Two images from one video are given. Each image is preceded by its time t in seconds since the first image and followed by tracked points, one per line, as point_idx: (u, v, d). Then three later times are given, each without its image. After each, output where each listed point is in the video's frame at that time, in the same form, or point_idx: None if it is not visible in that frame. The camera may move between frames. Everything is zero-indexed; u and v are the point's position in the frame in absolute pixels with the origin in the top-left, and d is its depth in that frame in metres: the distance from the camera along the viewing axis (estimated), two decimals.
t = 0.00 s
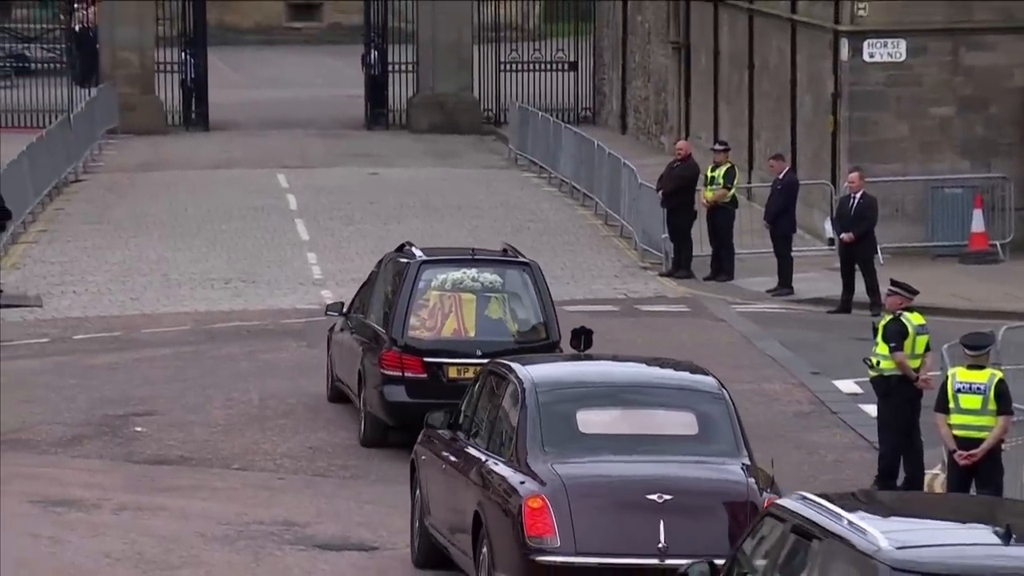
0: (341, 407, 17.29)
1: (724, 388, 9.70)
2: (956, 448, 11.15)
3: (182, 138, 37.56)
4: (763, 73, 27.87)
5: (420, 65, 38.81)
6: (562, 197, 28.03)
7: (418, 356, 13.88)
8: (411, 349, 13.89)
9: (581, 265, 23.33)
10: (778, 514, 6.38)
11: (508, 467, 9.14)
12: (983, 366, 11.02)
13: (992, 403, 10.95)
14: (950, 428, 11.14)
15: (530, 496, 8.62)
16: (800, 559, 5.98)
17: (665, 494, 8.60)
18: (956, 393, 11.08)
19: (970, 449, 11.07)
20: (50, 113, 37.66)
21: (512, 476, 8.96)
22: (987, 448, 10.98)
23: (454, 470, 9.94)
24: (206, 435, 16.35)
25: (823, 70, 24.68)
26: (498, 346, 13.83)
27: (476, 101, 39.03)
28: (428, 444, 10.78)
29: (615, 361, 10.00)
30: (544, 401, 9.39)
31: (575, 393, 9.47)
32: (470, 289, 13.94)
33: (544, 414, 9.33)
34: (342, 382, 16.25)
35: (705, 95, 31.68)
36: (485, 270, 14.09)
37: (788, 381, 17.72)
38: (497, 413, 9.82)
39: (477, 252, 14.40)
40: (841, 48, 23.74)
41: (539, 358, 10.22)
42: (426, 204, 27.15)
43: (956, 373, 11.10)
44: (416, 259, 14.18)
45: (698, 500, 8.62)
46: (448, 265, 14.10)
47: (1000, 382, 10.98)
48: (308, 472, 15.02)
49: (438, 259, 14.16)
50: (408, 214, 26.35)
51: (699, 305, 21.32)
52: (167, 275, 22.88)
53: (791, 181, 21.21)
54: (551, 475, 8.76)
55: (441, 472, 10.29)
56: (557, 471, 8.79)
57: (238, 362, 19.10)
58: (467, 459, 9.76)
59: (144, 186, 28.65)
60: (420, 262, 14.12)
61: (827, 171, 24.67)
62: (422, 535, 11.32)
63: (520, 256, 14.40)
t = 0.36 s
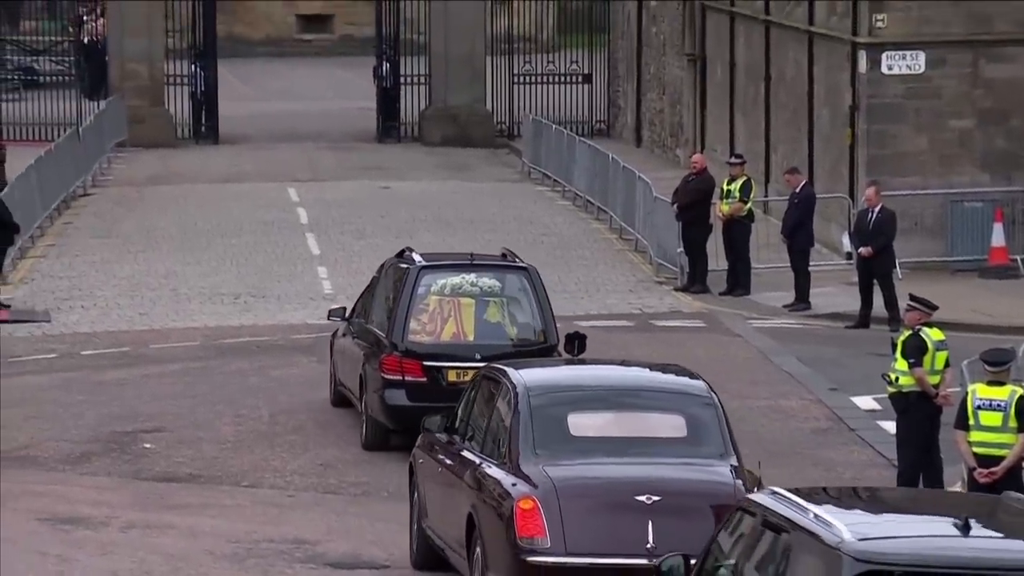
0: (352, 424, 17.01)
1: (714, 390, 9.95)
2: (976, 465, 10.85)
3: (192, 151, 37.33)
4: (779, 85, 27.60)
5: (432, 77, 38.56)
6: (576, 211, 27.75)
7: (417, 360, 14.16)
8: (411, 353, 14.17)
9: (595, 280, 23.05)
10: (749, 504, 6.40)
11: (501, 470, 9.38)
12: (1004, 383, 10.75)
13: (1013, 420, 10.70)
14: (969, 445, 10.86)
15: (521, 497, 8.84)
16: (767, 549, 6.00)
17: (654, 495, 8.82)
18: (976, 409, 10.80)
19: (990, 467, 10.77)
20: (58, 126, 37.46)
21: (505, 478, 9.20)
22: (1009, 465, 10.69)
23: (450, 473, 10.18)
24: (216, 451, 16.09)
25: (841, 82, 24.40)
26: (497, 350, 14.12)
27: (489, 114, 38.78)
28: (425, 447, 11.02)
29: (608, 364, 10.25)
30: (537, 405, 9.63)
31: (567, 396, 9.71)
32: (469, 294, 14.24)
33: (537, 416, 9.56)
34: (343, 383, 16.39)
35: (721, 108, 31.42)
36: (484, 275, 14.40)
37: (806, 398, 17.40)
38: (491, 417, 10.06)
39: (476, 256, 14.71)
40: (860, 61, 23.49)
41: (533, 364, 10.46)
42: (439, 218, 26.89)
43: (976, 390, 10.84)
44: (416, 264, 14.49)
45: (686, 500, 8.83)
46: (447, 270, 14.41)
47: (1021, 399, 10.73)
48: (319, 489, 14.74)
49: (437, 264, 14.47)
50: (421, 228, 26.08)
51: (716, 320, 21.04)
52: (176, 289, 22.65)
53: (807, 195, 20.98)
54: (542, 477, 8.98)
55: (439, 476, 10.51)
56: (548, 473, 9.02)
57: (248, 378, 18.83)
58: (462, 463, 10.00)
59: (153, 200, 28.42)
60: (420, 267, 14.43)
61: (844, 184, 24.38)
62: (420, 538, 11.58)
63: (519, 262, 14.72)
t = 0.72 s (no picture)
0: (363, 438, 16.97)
1: (699, 391, 10.37)
2: (989, 481, 10.78)
3: (204, 166, 37.33)
4: (792, 99, 27.57)
5: (443, 90, 38.54)
6: (589, 225, 27.74)
7: (419, 363, 14.53)
8: (412, 356, 14.55)
9: (607, 294, 23.03)
10: (722, 497, 6.83)
11: (494, 469, 9.79)
12: (1018, 398, 10.70)
13: None
14: (983, 460, 10.80)
15: (513, 494, 9.26)
16: (737, 539, 6.43)
17: (641, 492, 9.26)
18: (989, 424, 10.75)
19: (1004, 481, 10.70)
20: (71, 141, 37.52)
21: (498, 477, 9.61)
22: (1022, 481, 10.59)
23: (446, 474, 10.57)
24: (228, 466, 16.07)
25: (854, 96, 24.36)
26: (496, 353, 14.48)
27: (501, 128, 38.75)
28: (422, 450, 11.40)
29: (598, 367, 10.66)
30: (529, 407, 10.05)
31: (558, 398, 10.13)
32: (469, 299, 14.59)
33: (529, 418, 9.97)
34: (349, 389, 16.79)
35: (733, 122, 31.40)
36: (484, 280, 14.74)
37: (819, 413, 17.33)
38: (485, 420, 10.46)
39: (477, 262, 15.05)
40: (873, 75, 23.50)
41: (525, 368, 10.83)
42: (451, 232, 26.87)
43: (990, 404, 10.78)
44: (417, 270, 14.84)
45: (671, 498, 9.27)
46: (448, 275, 14.75)
47: None
48: (331, 504, 14.72)
49: (438, 270, 14.81)
50: (433, 242, 26.06)
51: (728, 334, 21.00)
52: (188, 303, 22.66)
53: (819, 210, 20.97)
54: (534, 475, 9.41)
55: (435, 477, 10.85)
56: (540, 472, 9.44)
57: (260, 393, 18.81)
58: (457, 463, 10.39)
59: (165, 215, 28.44)
60: (421, 272, 14.78)
61: (857, 199, 24.35)
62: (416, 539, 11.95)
63: (519, 267, 15.07)
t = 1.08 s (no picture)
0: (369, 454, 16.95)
1: (683, 397, 10.67)
2: (997, 497, 10.78)
3: (210, 182, 37.35)
4: (798, 115, 27.58)
5: (450, 106, 38.55)
6: (594, 241, 27.77)
7: (414, 368, 14.76)
8: (407, 361, 14.79)
9: (613, 310, 23.04)
10: (691, 491, 7.16)
11: (484, 472, 10.05)
12: None
13: None
14: (990, 477, 10.79)
15: (502, 497, 9.49)
16: (705, 533, 6.76)
17: (626, 495, 9.50)
18: (996, 441, 10.74)
19: (1010, 498, 10.70)
20: (77, 157, 37.57)
21: (487, 480, 9.86)
22: None
23: (439, 476, 10.85)
24: (234, 482, 16.06)
25: (859, 113, 24.39)
26: (490, 358, 14.75)
27: (507, 144, 38.75)
28: (417, 453, 11.70)
29: (586, 373, 10.95)
30: (518, 411, 10.33)
31: (546, 403, 10.41)
32: (463, 305, 14.88)
33: (518, 422, 10.24)
34: (348, 397, 17.16)
35: (739, 137, 31.41)
36: (477, 286, 15.02)
37: (825, 429, 17.31)
38: (476, 424, 10.73)
39: (469, 269, 15.33)
40: (878, 91, 23.51)
41: (515, 372, 11.15)
42: (457, 248, 26.87)
43: (996, 421, 10.77)
44: (412, 277, 15.11)
45: (655, 499, 9.52)
46: (442, 282, 15.04)
47: None
48: (337, 520, 14.72)
49: (432, 277, 15.09)
50: (439, 258, 26.06)
51: (734, 350, 21.00)
52: (194, 319, 22.67)
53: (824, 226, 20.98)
54: (522, 479, 9.65)
55: (429, 477, 11.17)
56: (527, 475, 9.69)
57: (266, 409, 18.81)
58: (450, 466, 10.66)
59: (171, 231, 28.46)
60: (416, 279, 15.05)
61: (863, 215, 24.36)
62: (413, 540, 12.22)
63: (512, 274, 15.35)
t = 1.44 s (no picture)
0: (374, 471, 16.95)
1: (668, 403, 11.22)
2: (1003, 515, 10.80)
3: (217, 200, 37.38)
4: (803, 133, 27.60)
5: (456, 123, 38.57)
6: (600, 259, 27.78)
7: (410, 374, 15.34)
8: (403, 367, 15.36)
9: (619, 327, 23.06)
10: (664, 492, 7.60)
11: (473, 477, 10.59)
12: None
13: None
14: (997, 495, 10.79)
15: (491, 500, 10.05)
16: (676, 531, 7.16)
17: (611, 500, 10.09)
18: (1002, 458, 10.74)
19: (1018, 516, 10.74)
20: (85, 175, 37.63)
21: (477, 484, 10.40)
22: None
23: (430, 481, 11.33)
24: (239, 500, 16.06)
25: (865, 131, 24.40)
26: (484, 365, 15.30)
27: (513, 162, 38.79)
28: (410, 459, 12.17)
29: (574, 381, 11.48)
30: (507, 417, 10.85)
31: (534, 410, 10.94)
32: (459, 314, 15.43)
33: (507, 428, 10.77)
34: (346, 404, 17.65)
35: (745, 155, 31.43)
36: (473, 295, 15.57)
37: (831, 447, 17.29)
38: (466, 431, 11.23)
39: (466, 279, 15.88)
40: (884, 109, 23.52)
41: (505, 380, 11.64)
42: (462, 266, 26.88)
43: (1003, 439, 10.77)
44: (409, 286, 15.66)
45: (638, 504, 10.11)
46: (438, 292, 15.59)
47: None
48: (342, 537, 14.71)
49: (429, 286, 15.64)
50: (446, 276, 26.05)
51: (740, 368, 20.98)
52: (200, 337, 22.68)
53: (830, 244, 20.95)
54: (510, 483, 10.21)
55: (422, 483, 11.59)
56: (515, 480, 10.24)
57: (272, 426, 18.81)
58: (441, 472, 11.15)
59: (177, 249, 28.49)
60: (413, 289, 15.60)
61: (869, 233, 24.36)
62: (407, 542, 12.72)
63: (507, 284, 15.90)
